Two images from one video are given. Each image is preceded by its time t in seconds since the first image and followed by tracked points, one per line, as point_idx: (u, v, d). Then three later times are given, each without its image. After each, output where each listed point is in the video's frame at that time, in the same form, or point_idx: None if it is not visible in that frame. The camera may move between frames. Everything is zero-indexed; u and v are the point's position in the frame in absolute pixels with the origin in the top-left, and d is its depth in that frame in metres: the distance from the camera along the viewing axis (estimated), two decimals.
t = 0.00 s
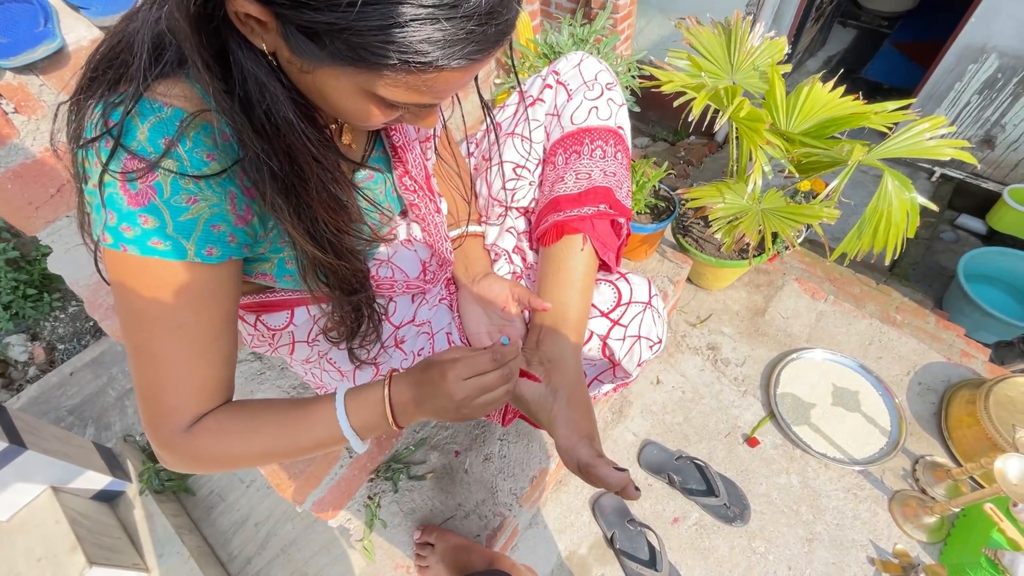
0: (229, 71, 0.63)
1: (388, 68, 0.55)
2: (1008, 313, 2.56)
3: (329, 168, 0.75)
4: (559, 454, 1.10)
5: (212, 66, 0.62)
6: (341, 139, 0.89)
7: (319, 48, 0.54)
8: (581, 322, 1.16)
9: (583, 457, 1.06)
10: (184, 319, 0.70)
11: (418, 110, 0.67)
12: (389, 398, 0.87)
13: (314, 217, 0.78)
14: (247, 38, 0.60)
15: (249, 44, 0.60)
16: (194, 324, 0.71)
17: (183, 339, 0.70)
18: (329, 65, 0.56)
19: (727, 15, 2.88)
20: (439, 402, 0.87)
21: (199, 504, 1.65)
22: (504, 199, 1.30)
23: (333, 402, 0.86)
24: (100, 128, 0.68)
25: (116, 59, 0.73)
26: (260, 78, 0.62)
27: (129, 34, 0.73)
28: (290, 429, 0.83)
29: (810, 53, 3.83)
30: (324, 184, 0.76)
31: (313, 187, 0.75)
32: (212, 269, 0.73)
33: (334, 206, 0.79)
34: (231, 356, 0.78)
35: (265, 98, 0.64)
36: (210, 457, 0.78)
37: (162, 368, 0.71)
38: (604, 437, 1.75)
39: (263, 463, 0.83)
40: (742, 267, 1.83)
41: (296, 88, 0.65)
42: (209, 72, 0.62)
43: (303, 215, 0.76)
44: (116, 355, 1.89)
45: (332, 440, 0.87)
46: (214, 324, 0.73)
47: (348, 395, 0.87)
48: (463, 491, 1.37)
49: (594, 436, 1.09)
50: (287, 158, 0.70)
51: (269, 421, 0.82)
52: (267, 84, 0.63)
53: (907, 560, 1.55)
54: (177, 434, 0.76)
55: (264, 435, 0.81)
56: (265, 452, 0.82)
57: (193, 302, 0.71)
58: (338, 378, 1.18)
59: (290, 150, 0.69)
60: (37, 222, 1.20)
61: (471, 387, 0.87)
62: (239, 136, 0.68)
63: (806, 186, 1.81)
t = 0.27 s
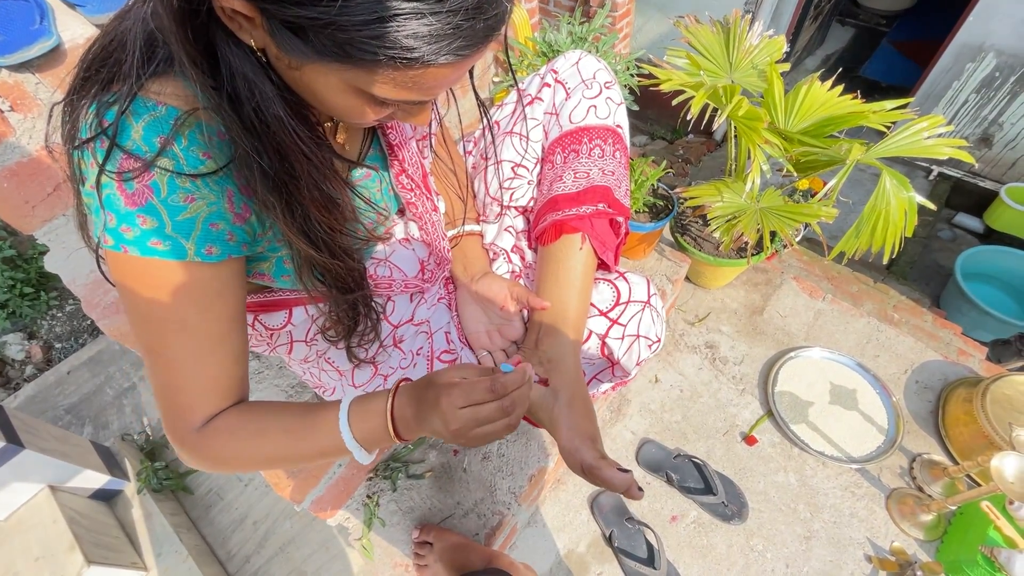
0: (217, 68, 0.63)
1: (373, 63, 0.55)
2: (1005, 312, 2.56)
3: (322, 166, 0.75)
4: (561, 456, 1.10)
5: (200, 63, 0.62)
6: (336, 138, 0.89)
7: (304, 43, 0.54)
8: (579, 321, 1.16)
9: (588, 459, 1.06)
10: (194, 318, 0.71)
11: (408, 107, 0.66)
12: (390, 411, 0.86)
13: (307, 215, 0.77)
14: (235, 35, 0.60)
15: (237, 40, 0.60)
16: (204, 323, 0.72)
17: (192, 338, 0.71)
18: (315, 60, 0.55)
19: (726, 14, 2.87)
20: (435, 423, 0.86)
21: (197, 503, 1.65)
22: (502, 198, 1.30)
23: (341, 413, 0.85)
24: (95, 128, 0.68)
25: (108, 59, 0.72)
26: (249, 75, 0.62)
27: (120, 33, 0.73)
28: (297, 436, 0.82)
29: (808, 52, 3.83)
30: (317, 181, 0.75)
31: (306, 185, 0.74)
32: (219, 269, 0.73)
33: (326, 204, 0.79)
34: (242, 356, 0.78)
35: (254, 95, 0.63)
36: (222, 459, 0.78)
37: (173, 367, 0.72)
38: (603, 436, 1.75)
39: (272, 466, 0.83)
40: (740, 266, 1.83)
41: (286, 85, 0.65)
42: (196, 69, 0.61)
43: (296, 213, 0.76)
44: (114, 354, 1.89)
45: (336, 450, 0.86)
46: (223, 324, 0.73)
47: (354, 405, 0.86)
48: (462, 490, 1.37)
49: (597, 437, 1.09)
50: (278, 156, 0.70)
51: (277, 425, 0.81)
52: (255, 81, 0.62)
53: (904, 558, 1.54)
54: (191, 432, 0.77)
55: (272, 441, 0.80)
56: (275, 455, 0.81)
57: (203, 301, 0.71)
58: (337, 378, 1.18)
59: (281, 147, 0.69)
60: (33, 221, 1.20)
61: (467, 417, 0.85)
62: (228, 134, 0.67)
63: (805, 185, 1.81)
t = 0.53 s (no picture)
0: (211, 66, 0.62)
1: (368, 64, 0.55)
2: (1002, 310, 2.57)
3: (318, 166, 0.74)
4: (562, 457, 1.10)
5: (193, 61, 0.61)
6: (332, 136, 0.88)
7: (298, 43, 0.53)
8: (578, 320, 1.16)
9: (587, 460, 1.06)
10: (176, 319, 0.70)
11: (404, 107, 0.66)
12: (368, 403, 0.88)
13: (303, 215, 0.77)
14: (229, 33, 0.59)
15: (231, 39, 0.59)
16: (185, 324, 0.71)
17: (172, 338, 0.70)
18: (309, 60, 0.55)
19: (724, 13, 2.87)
20: (419, 409, 0.87)
21: (195, 503, 1.64)
22: (501, 196, 1.30)
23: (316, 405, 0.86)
24: (86, 126, 0.68)
25: (101, 56, 0.72)
26: (244, 74, 0.61)
27: (114, 29, 0.72)
28: (268, 430, 0.83)
29: (806, 50, 3.83)
30: (313, 181, 0.75)
31: (302, 185, 0.74)
32: (202, 270, 0.73)
33: (322, 204, 0.78)
34: (218, 353, 0.78)
35: (249, 94, 0.63)
36: (193, 452, 0.78)
37: (150, 366, 0.71)
38: (601, 434, 1.75)
39: (246, 459, 0.84)
40: (738, 264, 1.83)
41: (281, 85, 0.64)
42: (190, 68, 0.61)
43: (291, 213, 0.75)
44: (111, 354, 1.88)
45: (311, 441, 0.87)
46: (204, 324, 0.73)
47: (329, 398, 0.87)
48: (460, 489, 1.37)
49: (597, 438, 1.09)
50: (273, 155, 0.69)
51: (250, 419, 0.82)
52: (249, 80, 0.62)
53: (902, 556, 1.55)
54: (161, 428, 0.76)
55: (246, 434, 0.81)
56: (246, 448, 0.82)
57: (185, 302, 0.71)
58: (333, 378, 1.18)
59: (276, 147, 0.68)
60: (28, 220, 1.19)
61: (451, 399, 0.87)
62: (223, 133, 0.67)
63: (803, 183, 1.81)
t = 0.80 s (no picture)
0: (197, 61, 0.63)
1: (355, 60, 0.54)
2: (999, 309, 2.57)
3: (307, 162, 0.74)
4: (553, 460, 1.09)
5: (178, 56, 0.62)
6: (323, 135, 0.89)
7: (284, 38, 0.53)
8: (573, 322, 1.15)
9: (576, 463, 1.06)
10: (170, 318, 0.70)
11: (393, 105, 0.66)
12: (357, 407, 0.88)
13: (293, 212, 0.77)
14: (214, 29, 0.60)
15: (215, 33, 0.60)
16: (179, 323, 0.71)
17: (165, 337, 0.70)
18: (295, 55, 0.55)
19: (722, 11, 2.86)
20: (401, 417, 0.87)
21: (192, 503, 1.63)
22: (497, 196, 1.30)
23: (307, 407, 0.86)
24: (72, 124, 0.67)
25: (87, 54, 0.71)
26: (230, 69, 0.61)
27: (99, 27, 0.72)
28: (262, 429, 0.83)
29: (804, 49, 3.82)
30: (302, 178, 0.75)
31: (291, 181, 0.74)
32: (194, 269, 0.72)
33: (312, 201, 0.78)
34: (212, 352, 0.78)
35: (235, 90, 0.63)
36: (187, 450, 0.78)
37: (143, 364, 0.71)
38: (598, 434, 1.75)
39: (240, 458, 0.83)
40: (735, 263, 1.83)
41: (268, 80, 0.65)
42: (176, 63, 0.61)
43: (282, 210, 0.75)
44: (107, 354, 1.88)
45: (303, 442, 0.86)
46: (197, 324, 0.73)
47: (321, 400, 0.87)
48: (456, 489, 1.37)
49: (587, 440, 1.09)
50: (261, 151, 0.69)
51: (244, 418, 0.82)
52: (235, 75, 0.62)
53: (899, 555, 1.56)
54: (155, 424, 0.76)
55: (240, 433, 0.80)
56: (239, 448, 0.82)
57: (182, 301, 0.71)
58: (327, 378, 1.18)
59: (264, 143, 0.68)
60: (21, 219, 1.19)
61: (431, 403, 0.86)
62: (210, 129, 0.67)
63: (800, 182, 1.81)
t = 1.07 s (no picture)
0: (190, 53, 0.62)
1: (348, 50, 0.54)
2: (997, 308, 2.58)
3: (302, 157, 0.74)
4: (554, 458, 1.09)
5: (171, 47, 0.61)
6: (319, 131, 0.88)
7: (275, 28, 0.53)
8: (572, 319, 1.15)
9: (579, 460, 1.05)
10: (161, 315, 0.70)
11: (387, 97, 0.65)
12: (353, 404, 0.88)
13: (287, 208, 0.76)
14: (207, 19, 0.59)
15: (208, 25, 0.59)
16: (169, 320, 0.71)
17: (156, 334, 0.70)
18: (287, 45, 0.54)
19: (721, 10, 2.86)
20: (402, 409, 0.89)
21: (190, 502, 1.63)
22: (496, 193, 1.29)
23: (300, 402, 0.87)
24: (66, 119, 0.67)
25: (81, 47, 0.71)
26: (223, 61, 0.61)
27: (93, 20, 0.71)
28: (253, 424, 0.83)
29: (803, 47, 3.82)
30: (297, 173, 0.74)
31: (285, 177, 0.73)
32: (187, 266, 0.72)
33: (307, 196, 0.77)
34: (201, 348, 0.77)
35: (229, 82, 0.62)
36: (176, 444, 0.78)
37: (133, 360, 0.71)
38: (597, 433, 1.74)
39: (231, 452, 0.84)
40: (734, 262, 1.83)
41: (262, 73, 0.64)
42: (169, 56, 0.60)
43: (275, 205, 0.74)
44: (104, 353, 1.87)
45: (295, 437, 0.87)
46: (188, 321, 0.73)
47: (315, 397, 0.87)
48: (455, 488, 1.37)
49: (588, 437, 1.08)
50: (255, 146, 0.68)
51: (234, 412, 0.82)
52: (229, 67, 0.61)
53: (898, 553, 1.56)
54: (143, 420, 0.76)
55: (230, 428, 0.81)
56: (229, 442, 0.82)
57: (171, 298, 0.71)
58: (326, 376, 1.18)
59: (258, 137, 0.67)
60: (16, 217, 1.18)
61: (431, 396, 0.88)
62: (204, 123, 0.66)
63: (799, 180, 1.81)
